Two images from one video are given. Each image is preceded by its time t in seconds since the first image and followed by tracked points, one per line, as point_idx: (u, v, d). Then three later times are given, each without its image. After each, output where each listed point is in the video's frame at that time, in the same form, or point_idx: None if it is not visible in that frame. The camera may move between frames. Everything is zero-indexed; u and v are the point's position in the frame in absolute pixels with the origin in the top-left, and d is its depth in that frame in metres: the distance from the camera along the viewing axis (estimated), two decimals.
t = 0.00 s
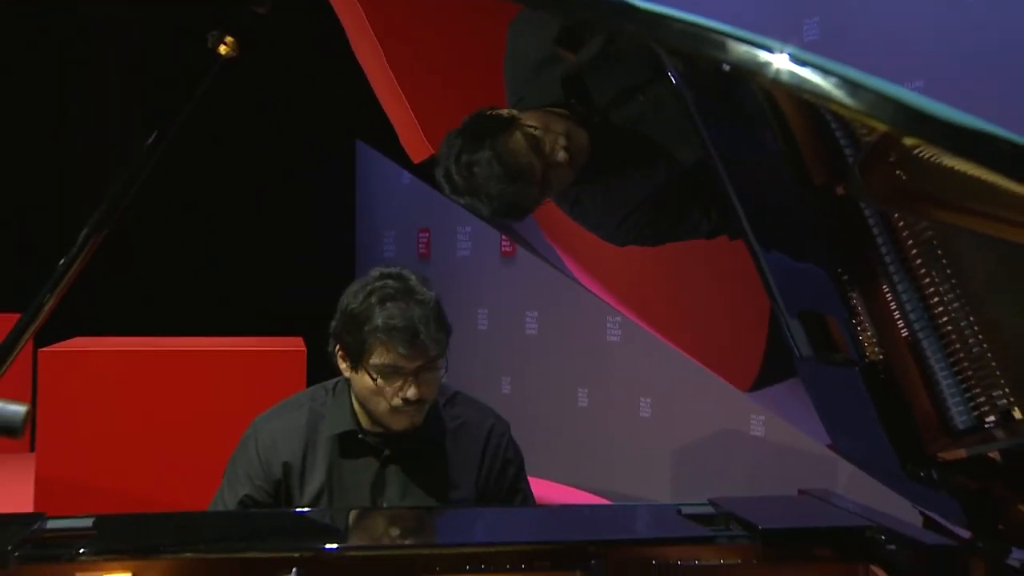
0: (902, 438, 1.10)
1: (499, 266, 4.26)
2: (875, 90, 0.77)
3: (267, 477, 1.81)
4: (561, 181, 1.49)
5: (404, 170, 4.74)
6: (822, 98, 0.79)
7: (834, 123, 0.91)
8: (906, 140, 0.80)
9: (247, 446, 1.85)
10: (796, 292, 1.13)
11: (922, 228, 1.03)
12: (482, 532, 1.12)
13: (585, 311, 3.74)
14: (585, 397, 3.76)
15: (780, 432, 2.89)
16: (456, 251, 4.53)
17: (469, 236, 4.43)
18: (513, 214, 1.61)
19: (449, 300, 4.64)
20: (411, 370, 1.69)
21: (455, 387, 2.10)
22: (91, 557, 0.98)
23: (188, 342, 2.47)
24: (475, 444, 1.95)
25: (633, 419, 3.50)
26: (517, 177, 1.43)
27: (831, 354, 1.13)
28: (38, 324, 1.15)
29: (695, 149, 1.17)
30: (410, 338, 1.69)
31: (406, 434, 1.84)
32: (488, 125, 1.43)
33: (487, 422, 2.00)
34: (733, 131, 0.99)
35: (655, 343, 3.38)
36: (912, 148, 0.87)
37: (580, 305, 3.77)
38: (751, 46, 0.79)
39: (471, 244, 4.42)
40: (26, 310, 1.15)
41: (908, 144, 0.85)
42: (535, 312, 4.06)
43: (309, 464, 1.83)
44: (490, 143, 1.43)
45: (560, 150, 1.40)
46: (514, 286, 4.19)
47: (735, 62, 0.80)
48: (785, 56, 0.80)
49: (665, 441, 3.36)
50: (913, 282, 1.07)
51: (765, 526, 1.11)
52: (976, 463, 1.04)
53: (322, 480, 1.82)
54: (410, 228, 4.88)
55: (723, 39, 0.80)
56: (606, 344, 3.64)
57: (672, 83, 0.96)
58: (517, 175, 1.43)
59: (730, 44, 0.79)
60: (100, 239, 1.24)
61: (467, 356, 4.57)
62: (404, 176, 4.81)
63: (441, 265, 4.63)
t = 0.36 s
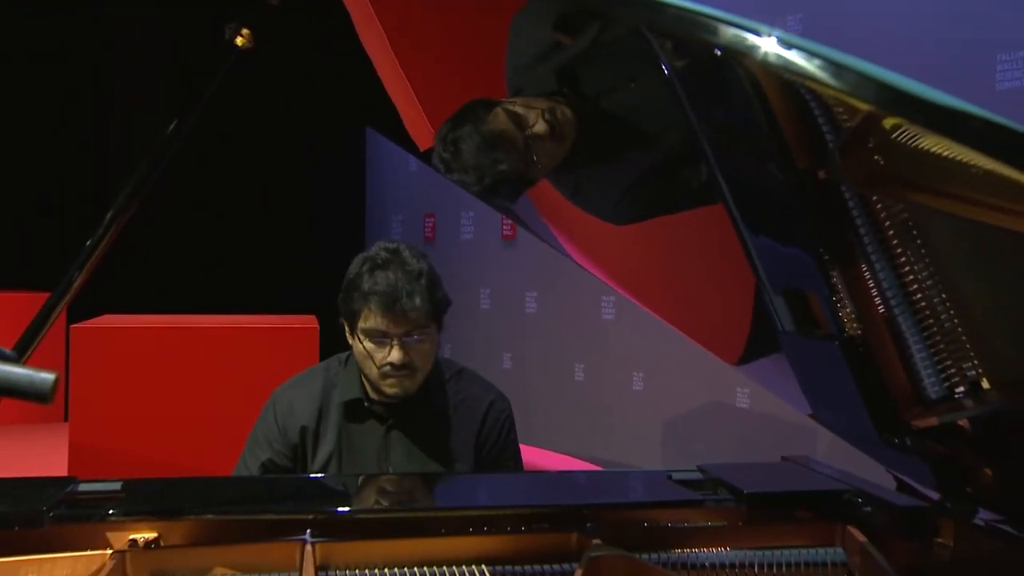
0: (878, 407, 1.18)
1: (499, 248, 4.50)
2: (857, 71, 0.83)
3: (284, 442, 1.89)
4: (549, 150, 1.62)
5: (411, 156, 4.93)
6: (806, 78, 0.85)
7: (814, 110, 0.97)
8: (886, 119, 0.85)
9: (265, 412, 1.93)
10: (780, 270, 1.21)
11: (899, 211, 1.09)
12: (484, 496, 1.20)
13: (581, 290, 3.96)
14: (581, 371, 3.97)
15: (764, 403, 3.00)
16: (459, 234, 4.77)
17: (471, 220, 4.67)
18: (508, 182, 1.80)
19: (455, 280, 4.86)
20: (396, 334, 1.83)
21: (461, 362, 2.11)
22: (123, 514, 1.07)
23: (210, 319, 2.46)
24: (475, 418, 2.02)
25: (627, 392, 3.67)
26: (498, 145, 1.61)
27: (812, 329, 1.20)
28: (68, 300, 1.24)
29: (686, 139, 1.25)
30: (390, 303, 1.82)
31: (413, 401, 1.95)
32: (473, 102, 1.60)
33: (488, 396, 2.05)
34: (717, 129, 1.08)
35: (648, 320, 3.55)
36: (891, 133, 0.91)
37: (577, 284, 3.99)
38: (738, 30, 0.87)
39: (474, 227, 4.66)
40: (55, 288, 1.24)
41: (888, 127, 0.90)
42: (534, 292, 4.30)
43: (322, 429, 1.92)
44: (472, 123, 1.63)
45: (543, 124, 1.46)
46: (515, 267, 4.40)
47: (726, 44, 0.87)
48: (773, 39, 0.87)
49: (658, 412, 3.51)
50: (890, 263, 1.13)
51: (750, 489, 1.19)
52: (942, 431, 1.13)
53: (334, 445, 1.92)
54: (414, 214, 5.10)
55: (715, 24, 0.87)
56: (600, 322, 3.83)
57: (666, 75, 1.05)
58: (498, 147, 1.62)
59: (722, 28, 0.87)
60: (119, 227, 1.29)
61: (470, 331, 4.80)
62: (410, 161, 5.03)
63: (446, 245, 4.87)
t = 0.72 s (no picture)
0: (857, 376, 1.24)
1: (501, 232, 4.59)
2: (841, 52, 0.87)
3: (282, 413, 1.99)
4: (530, 135, 1.66)
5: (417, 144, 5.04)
6: (791, 60, 0.90)
7: (799, 97, 1.04)
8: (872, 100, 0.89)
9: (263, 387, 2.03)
10: (766, 252, 1.28)
11: (876, 192, 1.17)
12: (485, 466, 1.26)
13: (580, 272, 4.11)
14: (578, 349, 4.16)
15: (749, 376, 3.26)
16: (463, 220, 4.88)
17: (474, 207, 4.79)
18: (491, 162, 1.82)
19: (457, 264, 4.98)
20: (390, 300, 1.91)
21: (447, 335, 2.19)
22: (144, 481, 1.13)
23: (224, 300, 2.65)
24: (460, 386, 2.08)
25: (622, 369, 3.89)
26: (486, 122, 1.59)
27: (796, 307, 1.27)
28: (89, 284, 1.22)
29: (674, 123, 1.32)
30: (381, 271, 1.90)
31: (402, 370, 2.03)
32: (457, 82, 1.59)
33: (475, 365, 2.13)
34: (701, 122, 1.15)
35: (643, 301, 3.75)
36: (871, 118, 0.98)
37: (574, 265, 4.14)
38: (729, 15, 0.91)
39: (476, 213, 4.78)
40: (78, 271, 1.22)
41: (868, 112, 0.97)
42: (532, 275, 4.43)
43: (317, 401, 2.02)
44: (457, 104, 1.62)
45: (525, 108, 1.54)
46: (514, 252, 4.54)
47: (716, 27, 0.92)
48: (761, 24, 0.91)
49: (650, 386, 3.75)
50: (870, 243, 1.20)
51: (737, 458, 1.26)
52: (919, 403, 1.20)
53: (329, 416, 2.01)
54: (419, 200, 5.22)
55: (705, 8, 0.92)
56: (596, 301, 4.01)
57: (658, 66, 1.09)
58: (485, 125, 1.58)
59: (712, 13, 0.92)
60: (142, 209, 1.25)
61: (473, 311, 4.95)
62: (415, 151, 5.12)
63: (449, 229, 5.00)
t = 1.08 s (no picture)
0: (837, 354, 1.32)
1: (502, 224, 4.84)
2: (826, 43, 0.91)
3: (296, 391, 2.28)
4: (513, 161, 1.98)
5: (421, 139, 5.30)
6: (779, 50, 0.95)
7: (783, 91, 1.11)
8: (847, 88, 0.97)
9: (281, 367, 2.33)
10: (752, 241, 1.39)
11: (857, 183, 1.21)
12: (486, 443, 1.34)
13: (575, 262, 4.33)
14: (572, 333, 4.41)
15: (734, 359, 3.42)
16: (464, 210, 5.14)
17: (475, 198, 5.05)
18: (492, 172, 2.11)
19: (461, 252, 5.24)
20: (419, 282, 2.26)
21: (451, 319, 2.53)
22: (162, 457, 1.20)
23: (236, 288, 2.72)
24: (466, 364, 2.42)
25: (615, 352, 4.12)
26: (494, 154, 1.89)
27: (779, 292, 1.39)
28: (111, 268, 1.25)
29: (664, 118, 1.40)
30: (418, 255, 2.27)
31: (412, 349, 2.36)
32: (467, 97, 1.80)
33: (477, 348, 2.46)
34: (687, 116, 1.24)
35: (633, 288, 3.95)
36: (851, 110, 1.05)
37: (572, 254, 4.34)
38: (718, 8, 0.97)
39: (477, 204, 5.03)
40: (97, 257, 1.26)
41: (850, 105, 1.04)
42: (531, 263, 4.67)
43: (330, 378, 2.33)
44: (469, 125, 1.82)
45: (528, 129, 1.74)
46: (516, 241, 4.76)
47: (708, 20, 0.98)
48: (749, 17, 0.97)
49: (640, 369, 3.96)
50: (849, 231, 1.26)
51: (725, 437, 1.35)
52: (895, 381, 1.27)
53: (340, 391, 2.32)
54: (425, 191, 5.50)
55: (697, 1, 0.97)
56: (591, 289, 4.24)
57: (650, 65, 1.19)
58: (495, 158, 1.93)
59: (703, 6, 0.97)
60: (159, 199, 1.29)
61: (475, 299, 5.19)
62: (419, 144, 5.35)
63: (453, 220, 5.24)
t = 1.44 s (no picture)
0: (817, 336, 1.39)
1: (497, 212, 4.96)
2: (807, 32, 0.93)
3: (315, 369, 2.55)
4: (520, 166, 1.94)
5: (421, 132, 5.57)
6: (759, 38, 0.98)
7: (767, 82, 1.17)
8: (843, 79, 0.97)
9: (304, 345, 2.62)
10: (737, 228, 1.45)
11: (835, 170, 1.28)
12: (484, 421, 1.43)
13: (568, 248, 4.42)
14: (565, 317, 4.49)
15: (721, 342, 3.50)
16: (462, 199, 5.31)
17: (473, 188, 5.21)
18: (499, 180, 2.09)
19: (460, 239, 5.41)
20: (428, 273, 2.44)
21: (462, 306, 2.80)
22: (176, 433, 1.29)
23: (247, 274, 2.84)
24: (477, 347, 2.70)
25: (606, 335, 4.19)
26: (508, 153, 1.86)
27: (762, 278, 1.44)
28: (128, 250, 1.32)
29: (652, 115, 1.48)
30: (431, 247, 2.44)
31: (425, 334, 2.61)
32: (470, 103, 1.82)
33: (489, 335, 2.74)
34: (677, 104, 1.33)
35: (624, 272, 4.03)
36: (829, 102, 1.11)
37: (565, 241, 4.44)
38: None
39: (474, 194, 5.19)
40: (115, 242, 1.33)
41: (828, 97, 1.10)
42: (525, 250, 4.77)
43: (349, 355, 2.60)
44: (475, 130, 1.84)
45: (531, 125, 1.71)
46: (511, 229, 4.87)
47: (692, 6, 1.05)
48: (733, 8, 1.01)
49: (631, 351, 4.04)
50: (829, 219, 1.33)
51: (709, 414, 1.46)
52: (870, 360, 1.35)
53: (358, 370, 2.60)
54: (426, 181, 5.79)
55: None
56: (584, 275, 4.32)
57: (640, 62, 1.31)
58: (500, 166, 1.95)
59: None
60: (172, 186, 1.35)
61: (471, 285, 5.33)
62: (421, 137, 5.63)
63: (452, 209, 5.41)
